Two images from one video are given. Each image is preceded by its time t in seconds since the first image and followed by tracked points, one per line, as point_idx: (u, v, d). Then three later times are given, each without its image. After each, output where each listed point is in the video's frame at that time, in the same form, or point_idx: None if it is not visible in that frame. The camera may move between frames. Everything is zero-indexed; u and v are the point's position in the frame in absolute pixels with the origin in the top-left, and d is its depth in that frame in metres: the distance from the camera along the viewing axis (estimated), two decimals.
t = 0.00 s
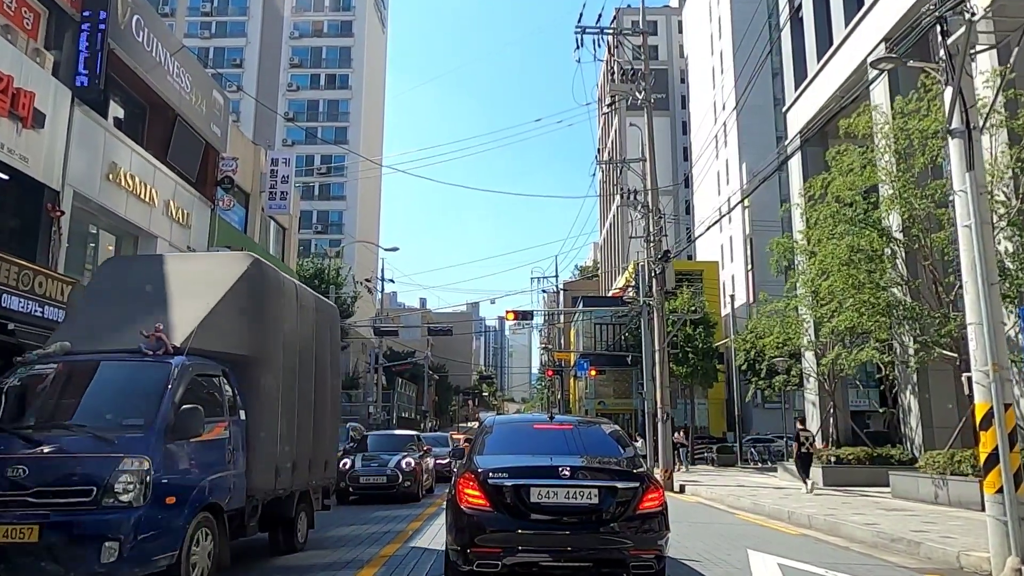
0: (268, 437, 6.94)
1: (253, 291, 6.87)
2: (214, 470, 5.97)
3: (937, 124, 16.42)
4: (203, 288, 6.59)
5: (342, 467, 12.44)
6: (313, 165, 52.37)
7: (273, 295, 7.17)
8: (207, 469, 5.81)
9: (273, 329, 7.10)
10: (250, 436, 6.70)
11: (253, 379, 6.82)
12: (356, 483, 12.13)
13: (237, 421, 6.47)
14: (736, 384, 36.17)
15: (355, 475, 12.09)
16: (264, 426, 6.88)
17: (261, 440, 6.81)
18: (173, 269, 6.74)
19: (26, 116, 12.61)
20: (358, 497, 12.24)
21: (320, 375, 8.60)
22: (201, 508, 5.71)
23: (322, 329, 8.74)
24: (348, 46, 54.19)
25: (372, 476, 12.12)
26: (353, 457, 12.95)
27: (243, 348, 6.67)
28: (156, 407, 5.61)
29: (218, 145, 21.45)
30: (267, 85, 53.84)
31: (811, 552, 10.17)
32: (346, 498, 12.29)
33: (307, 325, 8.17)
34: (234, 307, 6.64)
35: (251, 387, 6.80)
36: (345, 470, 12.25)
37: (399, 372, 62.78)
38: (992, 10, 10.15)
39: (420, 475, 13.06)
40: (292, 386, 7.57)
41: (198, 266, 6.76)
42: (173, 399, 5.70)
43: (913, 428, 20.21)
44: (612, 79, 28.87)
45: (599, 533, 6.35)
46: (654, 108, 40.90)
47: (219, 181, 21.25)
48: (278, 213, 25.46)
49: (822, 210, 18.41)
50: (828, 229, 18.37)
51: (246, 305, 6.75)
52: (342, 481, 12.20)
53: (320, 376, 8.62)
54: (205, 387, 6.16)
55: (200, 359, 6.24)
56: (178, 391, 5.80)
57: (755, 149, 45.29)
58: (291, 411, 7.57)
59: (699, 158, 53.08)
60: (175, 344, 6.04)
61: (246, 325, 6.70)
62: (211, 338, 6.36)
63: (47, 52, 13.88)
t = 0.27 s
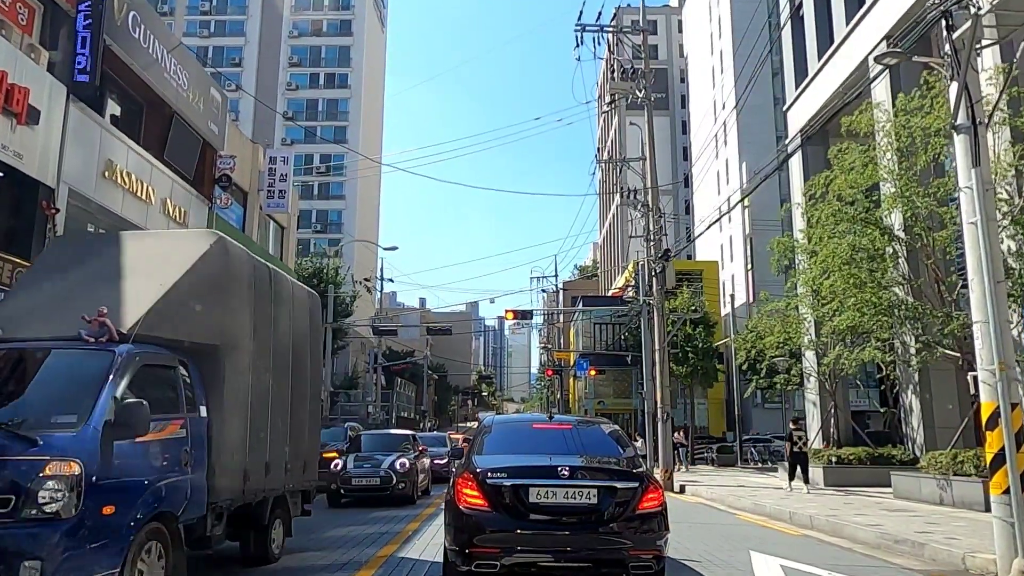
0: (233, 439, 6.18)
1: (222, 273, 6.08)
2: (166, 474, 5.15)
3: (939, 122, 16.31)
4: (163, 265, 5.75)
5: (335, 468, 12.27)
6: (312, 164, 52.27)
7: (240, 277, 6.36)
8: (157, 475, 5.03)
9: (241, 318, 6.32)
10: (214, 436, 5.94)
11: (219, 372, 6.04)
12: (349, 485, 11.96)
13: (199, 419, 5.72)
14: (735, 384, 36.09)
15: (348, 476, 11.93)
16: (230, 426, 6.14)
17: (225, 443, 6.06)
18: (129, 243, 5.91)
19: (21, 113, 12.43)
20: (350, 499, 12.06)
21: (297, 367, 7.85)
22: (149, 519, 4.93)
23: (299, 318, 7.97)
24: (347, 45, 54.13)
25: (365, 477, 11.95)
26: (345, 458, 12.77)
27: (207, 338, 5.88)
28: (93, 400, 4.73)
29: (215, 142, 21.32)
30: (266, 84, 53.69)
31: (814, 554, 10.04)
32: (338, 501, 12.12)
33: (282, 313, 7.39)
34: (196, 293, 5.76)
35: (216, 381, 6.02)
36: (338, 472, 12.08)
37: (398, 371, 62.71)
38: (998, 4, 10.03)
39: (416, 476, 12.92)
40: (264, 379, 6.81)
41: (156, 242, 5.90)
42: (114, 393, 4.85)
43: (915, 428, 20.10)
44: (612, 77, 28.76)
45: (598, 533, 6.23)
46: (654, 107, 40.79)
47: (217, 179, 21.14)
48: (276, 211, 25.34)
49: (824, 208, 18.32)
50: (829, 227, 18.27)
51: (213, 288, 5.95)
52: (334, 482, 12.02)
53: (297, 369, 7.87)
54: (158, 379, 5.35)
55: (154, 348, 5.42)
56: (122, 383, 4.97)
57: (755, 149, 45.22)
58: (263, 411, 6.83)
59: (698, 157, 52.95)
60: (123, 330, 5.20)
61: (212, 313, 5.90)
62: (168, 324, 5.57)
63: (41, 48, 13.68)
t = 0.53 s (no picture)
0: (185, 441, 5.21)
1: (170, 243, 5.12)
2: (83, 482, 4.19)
3: (941, 118, 16.14)
4: (87, 233, 4.84)
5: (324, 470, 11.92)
6: (311, 162, 52.06)
7: (195, 251, 5.39)
8: (78, 481, 4.14)
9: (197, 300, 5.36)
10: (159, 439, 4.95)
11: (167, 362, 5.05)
12: (339, 487, 11.61)
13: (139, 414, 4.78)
14: (736, 383, 35.95)
15: (337, 478, 11.59)
16: (181, 426, 5.17)
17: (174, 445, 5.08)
18: (55, 210, 4.98)
19: (13, 107, 12.23)
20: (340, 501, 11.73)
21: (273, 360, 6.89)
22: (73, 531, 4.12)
23: (276, 303, 7.02)
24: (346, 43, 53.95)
25: (356, 479, 11.61)
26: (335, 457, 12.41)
27: (147, 320, 4.93)
28: None
29: (212, 139, 21.16)
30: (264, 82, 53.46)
31: (817, 555, 9.90)
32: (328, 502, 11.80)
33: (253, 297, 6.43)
34: (129, 264, 4.81)
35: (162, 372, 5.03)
36: (327, 473, 11.74)
37: (397, 370, 62.55)
38: None
39: (411, 475, 12.67)
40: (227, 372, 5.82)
41: (88, 207, 5.00)
42: (13, 376, 3.91)
43: (917, 427, 19.94)
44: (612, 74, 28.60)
45: (597, 533, 6.09)
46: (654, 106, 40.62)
47: (213, 176, 21.00)
48: (274, 208, 25.15)
49: (826, 206, 18.18)
50: (831, 224, 18.13)
51: (155, 260, 4.97)
52: (323, 484, 11.67)
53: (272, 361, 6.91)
54: (76, 366, 4.42)
55: (71, 329, 4.48)
56: (24, 365, 4.03)
57: (755, 147, 45.08)
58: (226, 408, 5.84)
59: (698, 155, 52.78)
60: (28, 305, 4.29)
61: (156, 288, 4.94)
62: (91, 302, 4.62)
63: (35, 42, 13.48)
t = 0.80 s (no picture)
0: (107, 440, 4.28)
1: (74, 201, 4.18)
2: None
3: (944, 116, 15.98)
4: None
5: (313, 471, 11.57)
6: (310, 162, 51.91)
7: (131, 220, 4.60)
8: None
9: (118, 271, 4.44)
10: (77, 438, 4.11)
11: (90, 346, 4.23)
12: (329, 489, 11.26)
13: (35, 408, 3.84)
14: (736, 382, 35.84)
15: (327, 479, 11.24)
16: (112, 421, 4.35)
17: (89, 446, 4.14)
18: None
19: (7, 104, 12.08)
20: (329, 504, 11.39)
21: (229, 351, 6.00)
22: None
23: (231, 285, 6.13)
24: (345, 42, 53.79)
25: (346, 482, 11.25)
26: (326, 457, 12.06)
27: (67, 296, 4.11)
28: None
29: (211, 137, 21.01)
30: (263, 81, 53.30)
31: (820, 556, 9.78)
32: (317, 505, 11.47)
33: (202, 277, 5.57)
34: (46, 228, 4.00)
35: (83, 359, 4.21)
36: (317, 475, 11.38)
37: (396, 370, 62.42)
38: None
39: (406, 476, 12.40)
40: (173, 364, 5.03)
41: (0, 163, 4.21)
42: None
43: (918, 427, 19.81)
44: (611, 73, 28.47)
45: (596, 533, 5.96)
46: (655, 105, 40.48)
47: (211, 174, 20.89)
48: (271, 207, 25.02)
49: (827, 204, 18.08)
50: (832, 223, 18.01)
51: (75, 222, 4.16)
52: (313, 486, 11.32)
53: (227, 350, 5.99)
54: None
55: None
56: None
57: (756, 146, 44.92)
58: (169, 397, 4.97)
59: (698, 155, 52.65)
60: None
61: (56, 258, 4.02)
62: None
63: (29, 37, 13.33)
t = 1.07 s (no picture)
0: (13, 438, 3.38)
1: None
2: None
3: (946, 113, 15.82)
4: None
5: (300, 473, 11.21)
6: (309, 161, 51.76)
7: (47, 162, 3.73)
8: None
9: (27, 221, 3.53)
10: None
11: None
12: (316, 492, 10.90)
13: None
14: (736, 382, 35.72)
15: (314, 482, 10.88)
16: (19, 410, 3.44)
17: None
18: None
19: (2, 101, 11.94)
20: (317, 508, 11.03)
21: (180, 335, 5.12)
22: None
23: (185, 261, 5.24)
24: (344, 41, 53.65)
25: (334, 484, 10.89)
26: (315, 459, 11.71)
27: None
28: None
29: (208, 135, 20.89)
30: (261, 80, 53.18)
31: (823, 557, 9.68)
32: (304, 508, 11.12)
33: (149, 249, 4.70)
34: None
35: None
36: (304, 477, 11.02)
37: (395, 370, 62.25)
38: None
39: (399, 478, 12.11)
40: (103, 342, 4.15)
41: None
42: None
43: (919, 427, 19.69)
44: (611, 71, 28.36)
45: (595, 533, 5.85)
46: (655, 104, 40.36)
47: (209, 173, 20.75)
48: (270, 206, 24.89)
49: (828, 202, 17.97)
50: (834, 221, 17.90)
51: None
52: (299, 489, 10.96)
53: (177, 334, 5.10)
54: None
55: None
56: None
57: (755, 146, 44.79)
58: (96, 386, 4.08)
59: (698, 154, 52.54)
60: None
61: None
62: None
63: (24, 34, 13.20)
